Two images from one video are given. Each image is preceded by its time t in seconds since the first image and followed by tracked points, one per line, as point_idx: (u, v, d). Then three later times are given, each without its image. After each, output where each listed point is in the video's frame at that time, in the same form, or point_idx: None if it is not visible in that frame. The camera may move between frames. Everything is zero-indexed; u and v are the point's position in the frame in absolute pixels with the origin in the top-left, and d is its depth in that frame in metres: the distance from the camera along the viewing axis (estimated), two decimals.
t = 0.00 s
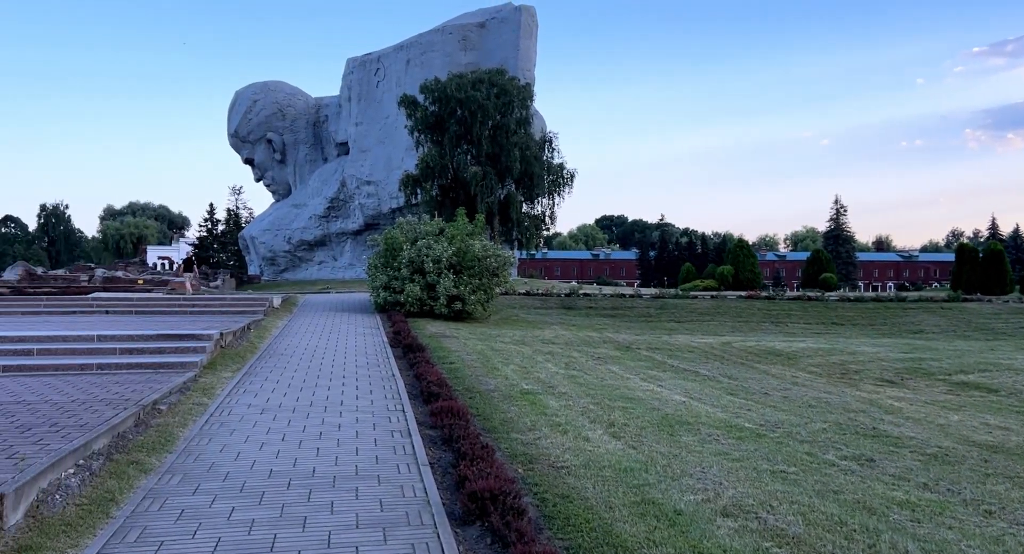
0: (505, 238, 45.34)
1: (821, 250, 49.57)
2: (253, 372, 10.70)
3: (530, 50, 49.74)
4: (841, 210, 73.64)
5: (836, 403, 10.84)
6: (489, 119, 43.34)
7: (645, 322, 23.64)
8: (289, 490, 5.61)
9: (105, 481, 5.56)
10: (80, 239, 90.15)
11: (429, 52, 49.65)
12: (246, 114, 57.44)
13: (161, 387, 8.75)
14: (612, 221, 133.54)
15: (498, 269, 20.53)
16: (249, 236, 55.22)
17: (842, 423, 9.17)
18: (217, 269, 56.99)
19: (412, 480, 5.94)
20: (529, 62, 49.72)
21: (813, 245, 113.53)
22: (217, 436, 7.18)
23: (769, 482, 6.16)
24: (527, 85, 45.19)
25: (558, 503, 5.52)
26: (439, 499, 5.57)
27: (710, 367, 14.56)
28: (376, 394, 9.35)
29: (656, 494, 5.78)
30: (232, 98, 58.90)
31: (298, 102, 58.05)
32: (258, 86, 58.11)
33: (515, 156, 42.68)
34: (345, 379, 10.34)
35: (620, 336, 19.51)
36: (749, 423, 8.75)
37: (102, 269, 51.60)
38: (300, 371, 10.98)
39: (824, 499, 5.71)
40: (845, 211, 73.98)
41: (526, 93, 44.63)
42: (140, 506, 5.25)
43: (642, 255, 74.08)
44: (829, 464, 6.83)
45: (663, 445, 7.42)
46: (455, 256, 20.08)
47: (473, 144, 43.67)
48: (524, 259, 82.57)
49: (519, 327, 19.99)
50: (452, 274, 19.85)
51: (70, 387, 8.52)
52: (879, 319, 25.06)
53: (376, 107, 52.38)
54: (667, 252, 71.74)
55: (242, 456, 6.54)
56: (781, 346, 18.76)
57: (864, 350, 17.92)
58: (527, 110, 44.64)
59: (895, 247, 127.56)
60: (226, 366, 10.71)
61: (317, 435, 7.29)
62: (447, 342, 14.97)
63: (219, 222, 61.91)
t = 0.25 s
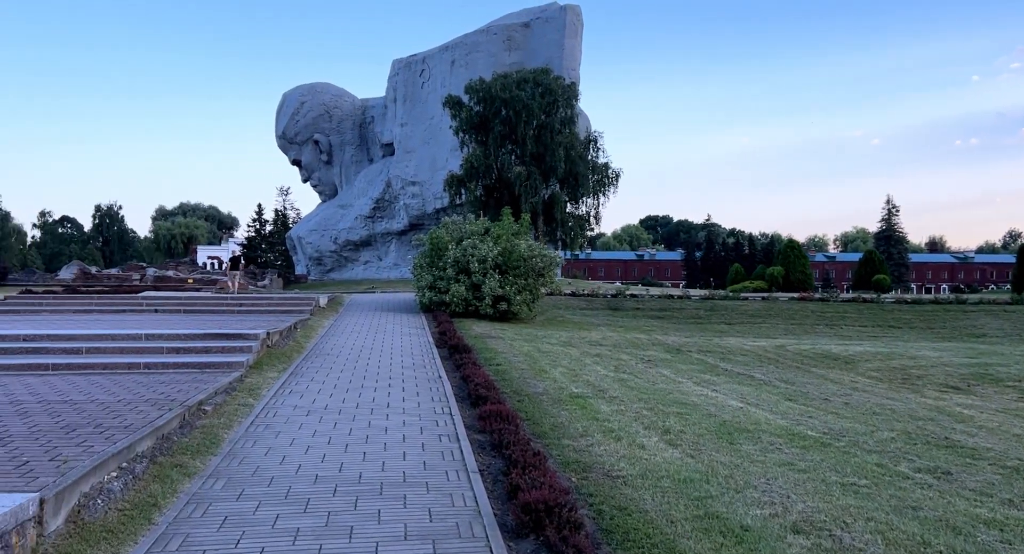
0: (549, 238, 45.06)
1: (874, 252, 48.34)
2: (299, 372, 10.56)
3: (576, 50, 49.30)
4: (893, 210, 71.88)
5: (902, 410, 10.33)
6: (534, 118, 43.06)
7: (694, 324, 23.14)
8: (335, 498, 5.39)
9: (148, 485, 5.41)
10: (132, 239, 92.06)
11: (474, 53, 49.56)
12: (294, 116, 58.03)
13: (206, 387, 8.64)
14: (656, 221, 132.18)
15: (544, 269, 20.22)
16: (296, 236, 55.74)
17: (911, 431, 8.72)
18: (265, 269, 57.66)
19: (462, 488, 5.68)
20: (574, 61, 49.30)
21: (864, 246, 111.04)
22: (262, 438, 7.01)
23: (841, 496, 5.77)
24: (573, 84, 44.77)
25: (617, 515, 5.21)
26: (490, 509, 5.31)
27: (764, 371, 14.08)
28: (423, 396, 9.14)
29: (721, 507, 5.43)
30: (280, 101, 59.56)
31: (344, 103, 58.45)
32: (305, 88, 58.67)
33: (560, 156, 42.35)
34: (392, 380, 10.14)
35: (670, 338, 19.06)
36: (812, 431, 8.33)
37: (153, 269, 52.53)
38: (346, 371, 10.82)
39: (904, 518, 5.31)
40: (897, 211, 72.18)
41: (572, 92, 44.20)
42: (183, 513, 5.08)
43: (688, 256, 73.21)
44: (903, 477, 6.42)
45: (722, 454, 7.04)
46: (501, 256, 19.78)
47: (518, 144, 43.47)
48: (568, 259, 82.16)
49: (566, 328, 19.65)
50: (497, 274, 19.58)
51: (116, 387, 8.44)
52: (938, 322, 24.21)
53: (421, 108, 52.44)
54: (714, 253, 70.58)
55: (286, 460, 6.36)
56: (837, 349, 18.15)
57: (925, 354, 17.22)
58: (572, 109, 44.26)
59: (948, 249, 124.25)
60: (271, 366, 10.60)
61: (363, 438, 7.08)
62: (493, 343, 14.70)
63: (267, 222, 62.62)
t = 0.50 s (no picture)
0: (598, 239, 44.60)
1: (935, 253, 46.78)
2: (348, 377, 10.39)
3: (625, 49, 48.66)
4: (953, 210, 69.65)
5: (980, 423, 9.73)
6: (583, 119, 42.63)
7: (749, 328, 22.50)
8: (384, 514, 5.14)
9: (193, 497, 5.22)
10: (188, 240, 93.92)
11: (522, 54, 49.32)
12: (344, 119, 58.52)
13: (255, 392, 8.50)
14: (706, 222, 130.38)
15: (595, 271, 19.83)
16: (345, 238, 56.16)
17: (993, 447, 8.16)
18: (315, 270, 58.19)
19: (518, 505, 5.39)
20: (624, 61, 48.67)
21: (922, 247, 107.86)
22: (311, 447, 6.81)
23: (927, 522, 5.33)
24: (622, 84, 44.19)
25: (683, 539, 4.87)
26: (548, 530, 5.00)
27: (827, 379, 13.50)
28: (473, 403, 8.86)
29: (795, 531, 5.05)
30: (330, 103, 60.11)
31: (393, 105, 58.71)
32: (355, 91, 59.10)
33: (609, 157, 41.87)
34: (442, 386, 9.88)
35: (725, 343, 18.52)
36: (886, 446, 7.84)
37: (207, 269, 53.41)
38: (395, 377, 10.60)
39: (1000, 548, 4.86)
40: (957, 211, 69.93)
41: (621, 92, 43.65)
42: (229, 528, 4.88)
43: (739, 257, 71.94)
44: (993, 500, 5.94)
45: (791, 471, 6.62)
46: (551, 259, 19.45)
47: (566, 145, 43.10)
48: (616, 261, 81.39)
49: (617, 332, 19.24)
50: (546, 276, 19.25)
51: (165, 391, 8.35)
52: (1007, 327, 23.17)
53: (470, 109, 52.37)
54: (765, 254, 69.22)
55: (335, 472, 6.12)
56: (902, 355, 17.41)
57: (997, 362, 16.40)
58: (622, 109, 43.72)
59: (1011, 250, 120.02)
60: (320, 370, 10.44)
61: (414, 448, 6.84)
62: (544, 348, 14.38)
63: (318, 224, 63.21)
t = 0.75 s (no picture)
0: (638, 239, 44.09)
1: (988, 253, 45.38)
2: (387, 377, 10.18)
3: (666, 47, 47.99)
4: (1005, 208, 67.65)
5: None
6: (623, 117, 42.17)
7: (796, 330, 21.91)
8: (423, 523, 4.90)
9: (226, 504, 5.04)
10: (231, 240, 95.18)
11: (561, 52, 48.97)
12: (383, 119, 58.73)
13: (294, 393, 8.33)
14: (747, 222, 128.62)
15: (636, 271, 19.44)
16: (385, 238, 56.36)
17: None
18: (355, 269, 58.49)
19: (563, 516, 5.10)
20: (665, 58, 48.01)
21: (972, 246, 105.04)
22: (349, 451, 6.60)
23: (1005, 541, 4.94)
24: (663, 81, 43.58)
25: None
26: (595, 543, 4.72)
27: (881, 382, 12.98)
28: (514, 405, 8.58)
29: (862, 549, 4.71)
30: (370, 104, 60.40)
31: (432, 105, 58.79)
32: (395, 92, 59.34)
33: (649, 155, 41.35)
34: (482, 388, 9.61)
35: (771, 345, 18.02)
36: (951, 455, 7.41)
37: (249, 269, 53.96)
38: (434, 377, 10.36)
39: None
40: (1009, 209, 67.91)
41: (662, 89, 43.05)
42: (264, 535, 4.69)
43: (781, 257, 70.70)
44: None
45: (852, 482, 6.24)
46: (591, 258, 19.11)
47: (606, 143, 42.66)
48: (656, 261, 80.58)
49: (660, 333, 18.84)
50: (587, 276, 18.90)
51: (202, 392, 8.22)
52: None
53: (508, 109, 52.17)
54: (809, 253, 67.94)
55: (373, 477, 5.91)
56: (957, 358, 16.75)
57: None
58: (663, 107, 43.17)
59: None
60: (359, 370, 10.26)
61: (454, 453, 6.59)
62: (585, 349, 14.05)
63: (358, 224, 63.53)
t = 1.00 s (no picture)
0: (676, 238, 43.50)
1: None
2: (422, 382, 9.94)
3: (705, 45, 47.26)
4: None
5: None
6: (660, 116, 41.61)
7: (842, 332, 21.30)
8: (460, 543, 4.62)
9: (254, 520, 4.82)
10: (270, 241, 96.21)
11: (597, 52, 48.53)
12: (420, 120, 58.81)
13: (326, 400, 8.12)
14: (787, 221, 126.75)
15: (676, 272, 19.02)
16: (421, 239, 56.45)
17: None
18: (391, 270, 58.67)
19: (607, 537, 4.79)
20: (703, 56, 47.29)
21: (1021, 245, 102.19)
22: (382, 461, 6.36)
23: None
24: (702, 79, 42.91)
25: None
26: None
27: (936, 389, 12.44)
28: (553, 414, 8.27)
29: None
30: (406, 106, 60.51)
31: (468, 106, 58.69)
32: (431, 93, 59.38)
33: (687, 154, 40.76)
34: (519, 395, 9.31)
35: (817, 348, 17.48)
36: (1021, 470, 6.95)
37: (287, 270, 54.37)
38: (470, 383, 10.09)
39: None
40: None
41: (701, 87, 42.38)
42: None
43: (822, 257, 69.40)
44: None
45: (916, 501, 5.84)
46: (630, 259, 18.72)
47: (643, 142, 42.15)
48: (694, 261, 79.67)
49: (701, 336, 18.40)
50: (626, 278, 18.53)
51: (235, 398, 8.06)
52: None
53: (544, 109, 51.85)
54: (851, 253, 66.58)
55: (406, 491, 5.65)
56: (1014, 363, 16.08)
57: None
58: (701, 106, 42.52)
59: None
60: (393, 375, 10.04)
61: (491, 465, 6.32)
62: (625, 353, 13.70)
63: (394, 225, 63.70)
